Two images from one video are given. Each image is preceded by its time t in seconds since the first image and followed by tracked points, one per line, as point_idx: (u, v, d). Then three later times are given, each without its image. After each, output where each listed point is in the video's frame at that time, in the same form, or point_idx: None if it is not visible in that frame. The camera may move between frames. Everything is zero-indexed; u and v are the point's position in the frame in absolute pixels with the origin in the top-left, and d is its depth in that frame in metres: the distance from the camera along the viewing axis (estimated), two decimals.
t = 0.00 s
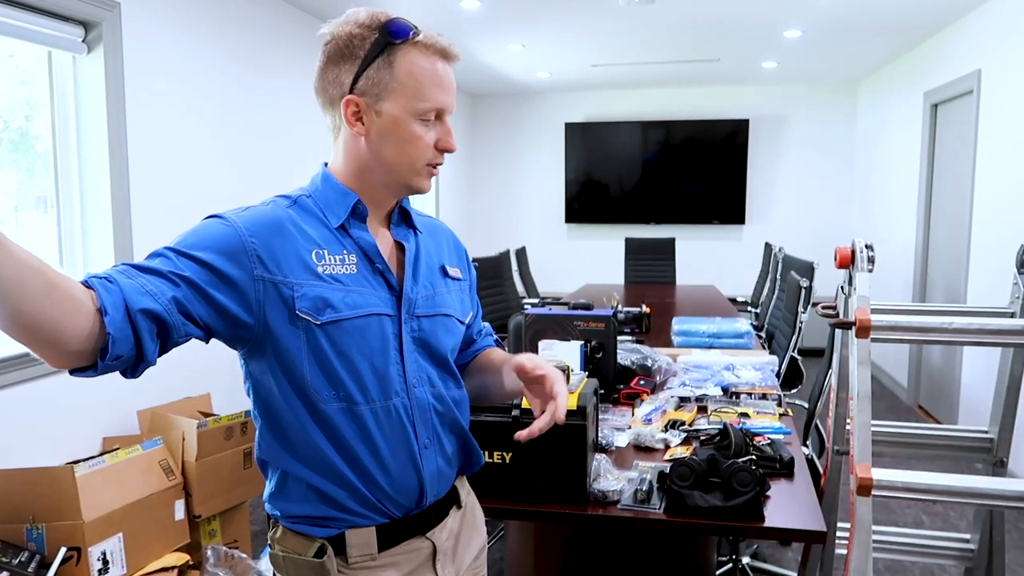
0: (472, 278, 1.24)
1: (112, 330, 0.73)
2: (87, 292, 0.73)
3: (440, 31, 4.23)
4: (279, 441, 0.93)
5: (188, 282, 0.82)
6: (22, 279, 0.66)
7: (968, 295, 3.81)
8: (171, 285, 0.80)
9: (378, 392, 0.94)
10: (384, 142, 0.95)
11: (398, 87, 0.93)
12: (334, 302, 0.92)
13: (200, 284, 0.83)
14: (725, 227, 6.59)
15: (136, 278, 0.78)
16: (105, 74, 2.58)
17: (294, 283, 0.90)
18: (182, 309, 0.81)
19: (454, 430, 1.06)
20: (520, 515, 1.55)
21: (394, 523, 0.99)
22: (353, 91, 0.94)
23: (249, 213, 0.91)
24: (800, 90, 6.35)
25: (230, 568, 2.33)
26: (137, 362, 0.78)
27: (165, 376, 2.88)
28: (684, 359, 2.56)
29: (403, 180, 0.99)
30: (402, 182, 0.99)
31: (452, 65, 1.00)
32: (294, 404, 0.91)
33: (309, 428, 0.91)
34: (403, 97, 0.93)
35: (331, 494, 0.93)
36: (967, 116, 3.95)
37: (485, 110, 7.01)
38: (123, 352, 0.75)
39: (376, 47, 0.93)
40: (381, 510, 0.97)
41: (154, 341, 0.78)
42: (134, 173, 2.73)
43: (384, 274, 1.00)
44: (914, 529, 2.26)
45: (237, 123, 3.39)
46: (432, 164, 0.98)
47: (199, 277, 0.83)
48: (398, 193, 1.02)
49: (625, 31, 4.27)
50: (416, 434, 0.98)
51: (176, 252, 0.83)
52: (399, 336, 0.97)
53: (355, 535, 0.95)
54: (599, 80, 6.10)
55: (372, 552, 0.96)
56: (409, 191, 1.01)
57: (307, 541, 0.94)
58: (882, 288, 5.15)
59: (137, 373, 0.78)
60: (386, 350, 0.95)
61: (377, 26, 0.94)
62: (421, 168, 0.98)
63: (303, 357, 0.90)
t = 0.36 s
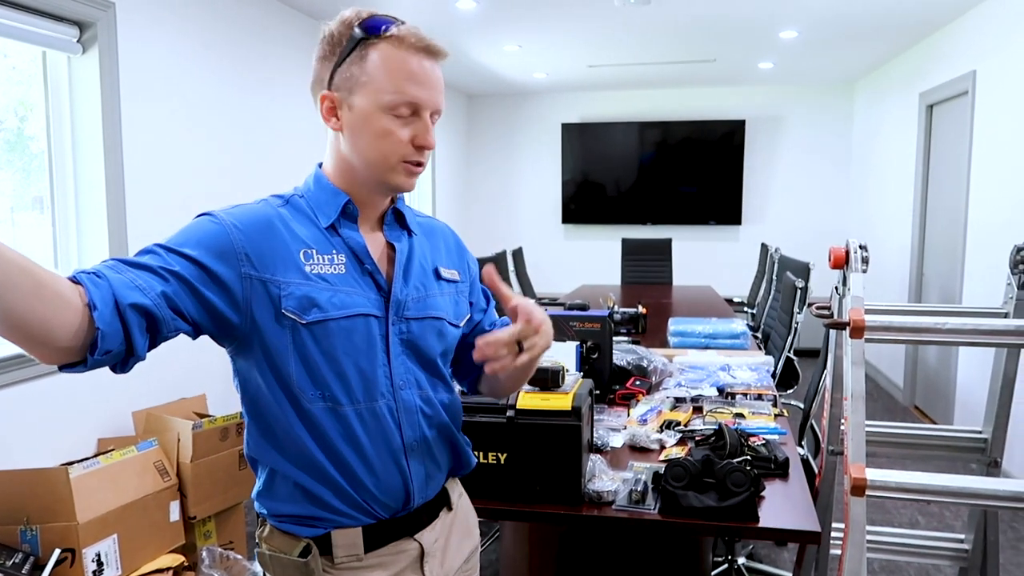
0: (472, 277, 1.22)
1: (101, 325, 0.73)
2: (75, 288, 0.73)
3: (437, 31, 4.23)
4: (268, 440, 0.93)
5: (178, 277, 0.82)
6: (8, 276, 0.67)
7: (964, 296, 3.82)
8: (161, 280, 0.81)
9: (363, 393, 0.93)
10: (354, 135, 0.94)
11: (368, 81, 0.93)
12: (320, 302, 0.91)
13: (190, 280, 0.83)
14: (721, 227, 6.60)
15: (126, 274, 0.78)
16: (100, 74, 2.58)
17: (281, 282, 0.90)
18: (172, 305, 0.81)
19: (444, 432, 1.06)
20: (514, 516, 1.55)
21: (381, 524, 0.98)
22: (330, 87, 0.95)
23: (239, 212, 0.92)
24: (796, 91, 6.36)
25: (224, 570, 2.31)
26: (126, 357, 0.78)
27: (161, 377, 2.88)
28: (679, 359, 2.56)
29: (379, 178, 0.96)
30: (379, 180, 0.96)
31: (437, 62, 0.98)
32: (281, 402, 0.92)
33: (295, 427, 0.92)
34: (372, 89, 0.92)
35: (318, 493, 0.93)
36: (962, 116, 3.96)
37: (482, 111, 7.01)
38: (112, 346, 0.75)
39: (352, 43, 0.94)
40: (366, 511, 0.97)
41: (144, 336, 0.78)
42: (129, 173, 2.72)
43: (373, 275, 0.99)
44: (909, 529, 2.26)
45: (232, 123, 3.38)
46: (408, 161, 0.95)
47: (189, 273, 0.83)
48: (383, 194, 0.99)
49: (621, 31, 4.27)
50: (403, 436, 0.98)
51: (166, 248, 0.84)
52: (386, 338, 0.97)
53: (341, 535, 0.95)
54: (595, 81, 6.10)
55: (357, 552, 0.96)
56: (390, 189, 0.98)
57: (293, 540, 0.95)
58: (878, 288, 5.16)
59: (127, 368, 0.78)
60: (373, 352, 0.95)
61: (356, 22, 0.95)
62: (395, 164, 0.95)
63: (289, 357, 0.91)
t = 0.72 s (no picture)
0: (473, 281, 1.22)
1: (96, 319, 0.73)
2: (71, 280, 0.74)
3: (434, 32, 4.23)
4: (260, 438, 0.94)
5: (173, 274, 0.83)
6: (4, 273, 0.67)
7: (961, 297, 3.82)
8: (157, 276, 0.81)
9: (353, 395, 0.93)
10: (359, 136, 0.94)
11: (380, 83, 0.93)
12: (311, 304, 0.91)
13: (185, 276, 0.84)
14: (719, 228, 6.60)
15: (122, 269, 0.79)
16: (97, 74, 2.57)
17: (273, 282, 0.90)
18: (166, 301, 0.82)
19: (436, 436, 1.06)
20: (511, 516, 1.55)
21: (371, 525, 0.98)
22: (345, 87, 0.97)
23: (237, 210, 0.92)
24: (793, 91, 6.36)
25: (222, 569, 2.35)
26: (119, 351, 0.78)
27: (159, 377, 2.88)
28: (677, 360, 2.56)
29: (377, 182, 0.95)
30: (377, 184, 0.95)
31: (455, 75, 0.97)
32: (273, 401, 0.92)
33: (286, 427, 0.92)
34: (381, 92, 0.93)
35: (308, 493, 0.93)
36: (960, 117, 3.97)
37: (480, 111, 7.01)
38: (106, 340, 0.75)
39: (372, 46, 0.96)
40: (355, 513, 0.97)
41: (137, 332, 0.78)
42: (126, 174, 2.72)
43: (367, 278, 0.99)
44: (906, 529, 2.27)
45: (230, 123, 3.38)
46: (404, 166, 0.94)
47: (184, 270, 0.84)
48: (383, 200, 0.98)
49: (620, 32, 4.27)
50: (393, 440, 0.97)
51: (163, 244, 0.84)
52: (378, 341, 0.96)
53: (331, 535, 0.95)
54: (594, 81, 6.10)
55: (347, 553, 0.96)
56: (386, 195, 0.97)
57: (284, 539, 0.95)
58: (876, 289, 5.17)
59: (119, 362, 0.78)
60: (365, 354, 0.94)
61: (380, 27, 0.97)
62: (393, 168, 0.94)
63: (279, 357, 0.91)
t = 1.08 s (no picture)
0: (474, 292, 1.23)
1: (95, 319, 0.73)
2: (72, 278, 0.74)
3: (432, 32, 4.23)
4: (257, 437, 0.94)
5: (175, 274, 0.82)
6: (4, 271, 0.67)
7: (958, 296, 3.83)
8: (158, 277, 0.81)
9: (352, 399, 0.93)
10: (362, 139, 0.95)
11: (382, 87, 0.93)
12: (313, 307, 0.91)
13: (186, 276, 0.83)
14: (717, 228, 6.61)
15: (124, 269, 0.79)
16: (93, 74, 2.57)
17: (276, 284, 0.90)
18: (166, 302, 0.81)
19: (434, 441, 1.06)
20: (507, 516, 1.55)
21: (365, 525, 0.98)
22: (352, 90, 0.98)
23: (241, 210, 0.92)
24: (791, 91, 6.37)
25: (219, 570, 2.39)
26: (117, 351, 0.77)
27: (156, 377, 2.87)
28: (674, 360, 2.56)
29: (378, 186, 0.96)
30: (378, 188, 0.96)
31: (459, 78, 0.96)
32: (271, 401, 0.92)
33: (283, 428, 0.92)
34: (383, 95, 0.93)
35: (303, 494, 0.93)
36: (957, 117, 3.97)
37: (478, 111, 7.01)
38: (105, 341, 0.74)
39: (378, 48, 0.96)
40: (350, 514, 0.97)
41: (136, 332, 0.78)
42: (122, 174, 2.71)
43: (369, 282, 0.99)
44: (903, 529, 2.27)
45: (226, 123, 3.37)
46: (404, 169, 0.94)
47: (185, 270, 0.83)
48: (385, 203, 0.99)
49: (618, 32, 4.28)
50: (391, 445, 0.97)
51: (165, 242, 0.84)
52: (379, 346, 0.96)
53: (325, 535, 0.95)
54: (591, 81, 6.10)
55: (342, 552, 0.96)
56: (388, 199, 0.97)
57: (278, 538, 0.95)
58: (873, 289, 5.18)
59: (118, 361, 0.78)
60: (365, 359, 0.94)
61: (387, 29, 0.97)
62: (393, 172, 0.94)
63: (280, 359, 0.90)
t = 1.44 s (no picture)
0: (472, 290, 1.23)
1: (94, 318, 0.73)
2: (71, 278, 0.73)
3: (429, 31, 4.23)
4: (257, 437, 0.94)
5: (174, 274, 0.82)
6: (3, 272, 0.67)
7: (955, 296, 3.83)
8: (158, 276, 0.81)
9: (353, 397, 0.93)
10: (358, 137, 0.95)
11: (377, 84, 0.93)
12: (314, 306, 0.91)
13: (185, 276, 0.83)
14: (714, 227, 6.61)
15: (123, 269, 0.78)
16: (90, 73, 2.56)
17: (276, 283, 0.90)
18: (166, 301, 0.81)
19: (434, 439, 1.06)
20: (506, 516, 1.55)
21: (366, 524, 0.98)
22: (348, 88, 0.98)
23: (240, 209, 0.91)
24: (788, 91, 6.38)
25: (217, 569, 2.37)
26: (117, 350, 0.77)
27: (153, 377, 2.87)
28: (672, 360, 2.56)
29: (374, 183, 0.96)
30: (374, 185, 0.96)
31: (454, 74, 0.96)
32: (271, 400, 0.92)
33: (284, 426, 0.92)
34: (378, 92, 0.93)
35: (304, 493, 0.93)
36: (954, 117, 3.98)
37: (476, 111, 7.01)
38: (104, 341, 0.74)
39: (372, 46, 0.96)
40: (351, 514, 0.97)
41: (136, 331, 0.78)
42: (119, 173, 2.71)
43: (371, 281, 0.99)
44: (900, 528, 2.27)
45: (223, 122, 3.37)
46: (400, 166, 0.94)
47: (185, 269, 0.83)
48: (383, 201, 0.99)
49: (615, 31, 4.28)
50: (392, 442, 0.97)
51: (164, 242, 0.84)
52: (379, 344, 0.96)
53: (326, 535, 0.95)
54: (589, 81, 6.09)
55: (343, 551, 0.96)
56: (384, 197, 0.97)
57: (279, 538, 0.95)
58: (870, 289, 5.19)
59: (118, 360, 0.77)
60: (366, 357, 0.94)
61: (381, 27, 0.97)
62: (389, 169, 0.94)
63: (280, 358, 0.90)
